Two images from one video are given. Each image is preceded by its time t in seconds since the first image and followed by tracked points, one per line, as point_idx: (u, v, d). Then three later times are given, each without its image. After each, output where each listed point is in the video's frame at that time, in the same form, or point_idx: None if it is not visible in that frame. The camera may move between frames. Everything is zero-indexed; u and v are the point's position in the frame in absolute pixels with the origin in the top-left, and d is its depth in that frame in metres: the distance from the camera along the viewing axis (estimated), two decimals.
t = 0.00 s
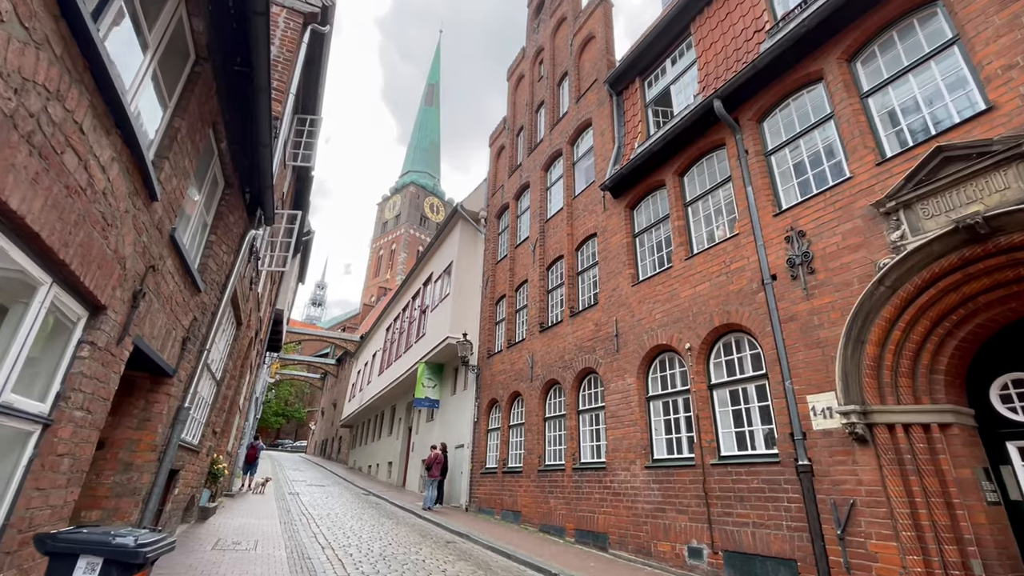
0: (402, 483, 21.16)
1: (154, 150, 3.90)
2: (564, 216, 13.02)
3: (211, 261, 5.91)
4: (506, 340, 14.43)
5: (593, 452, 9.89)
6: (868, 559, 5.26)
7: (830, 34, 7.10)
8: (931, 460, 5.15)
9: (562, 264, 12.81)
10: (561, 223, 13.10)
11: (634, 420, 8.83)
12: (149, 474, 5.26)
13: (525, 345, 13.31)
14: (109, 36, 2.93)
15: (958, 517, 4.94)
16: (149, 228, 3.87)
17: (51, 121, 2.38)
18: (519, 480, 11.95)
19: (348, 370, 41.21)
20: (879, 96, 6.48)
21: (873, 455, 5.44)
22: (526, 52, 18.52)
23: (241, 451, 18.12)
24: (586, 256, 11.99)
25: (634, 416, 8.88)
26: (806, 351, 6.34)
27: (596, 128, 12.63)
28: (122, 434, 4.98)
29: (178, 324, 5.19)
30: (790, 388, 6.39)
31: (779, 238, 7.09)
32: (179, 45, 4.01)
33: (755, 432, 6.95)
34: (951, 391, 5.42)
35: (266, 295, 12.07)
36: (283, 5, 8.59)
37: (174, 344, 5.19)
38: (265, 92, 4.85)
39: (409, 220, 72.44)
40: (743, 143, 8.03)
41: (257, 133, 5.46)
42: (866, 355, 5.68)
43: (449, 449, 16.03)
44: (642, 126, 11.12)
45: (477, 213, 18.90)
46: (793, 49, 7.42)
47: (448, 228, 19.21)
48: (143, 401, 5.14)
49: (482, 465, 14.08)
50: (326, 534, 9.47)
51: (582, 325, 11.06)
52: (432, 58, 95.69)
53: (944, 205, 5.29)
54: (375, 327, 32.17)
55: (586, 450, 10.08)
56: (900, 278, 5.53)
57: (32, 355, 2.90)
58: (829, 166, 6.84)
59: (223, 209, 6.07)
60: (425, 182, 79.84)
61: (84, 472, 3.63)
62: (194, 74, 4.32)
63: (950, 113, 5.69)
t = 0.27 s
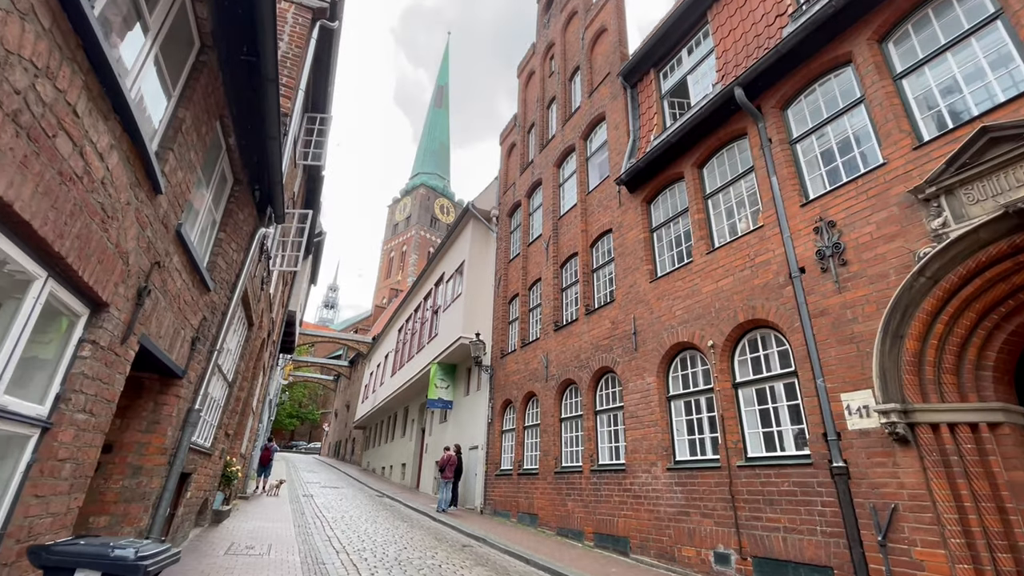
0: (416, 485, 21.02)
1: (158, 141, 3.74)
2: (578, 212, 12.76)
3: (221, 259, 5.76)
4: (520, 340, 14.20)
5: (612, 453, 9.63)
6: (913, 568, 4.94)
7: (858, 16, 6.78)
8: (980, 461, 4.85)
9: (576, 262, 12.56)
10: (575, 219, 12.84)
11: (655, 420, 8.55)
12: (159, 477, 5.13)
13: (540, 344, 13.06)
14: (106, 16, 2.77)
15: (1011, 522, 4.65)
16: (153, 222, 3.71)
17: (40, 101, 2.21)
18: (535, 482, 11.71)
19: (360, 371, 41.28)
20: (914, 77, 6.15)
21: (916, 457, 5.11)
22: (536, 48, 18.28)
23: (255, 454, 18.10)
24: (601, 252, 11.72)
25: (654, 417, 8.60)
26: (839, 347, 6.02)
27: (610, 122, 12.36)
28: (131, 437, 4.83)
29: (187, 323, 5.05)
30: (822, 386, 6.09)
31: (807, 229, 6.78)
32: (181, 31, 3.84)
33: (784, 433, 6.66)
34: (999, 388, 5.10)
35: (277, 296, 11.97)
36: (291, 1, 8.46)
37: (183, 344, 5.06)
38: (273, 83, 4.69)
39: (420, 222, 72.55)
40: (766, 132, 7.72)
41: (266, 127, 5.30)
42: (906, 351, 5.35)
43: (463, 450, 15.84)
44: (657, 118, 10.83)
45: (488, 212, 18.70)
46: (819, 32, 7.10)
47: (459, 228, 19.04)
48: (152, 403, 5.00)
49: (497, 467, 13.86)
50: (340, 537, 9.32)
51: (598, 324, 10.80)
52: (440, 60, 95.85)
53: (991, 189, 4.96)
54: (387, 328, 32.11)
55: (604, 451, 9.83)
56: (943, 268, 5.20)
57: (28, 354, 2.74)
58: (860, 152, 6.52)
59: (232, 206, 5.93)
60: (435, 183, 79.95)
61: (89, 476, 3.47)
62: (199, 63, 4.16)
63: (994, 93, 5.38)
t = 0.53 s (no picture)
0: (430, 487, 20.90)
1: (161, 132, 3.61)
2: (592, 208, 12.52)
3: (230, 257, 5.63)
4: (534, 339, 13.99)
5: (631, 454, 9.38)
6: None
7: None
8: None
9: (591, 259, 12.32)
10: (589, 216, 12.60)
11: (675, 420, 8.29)
12: (169, 480, 5.01)
13: (554, 343, 12.84)
14: None
15: None
16: (157, 216, 3.56)
17: (27, 78, 2.06)
18: (551, 484, 11.49)
19: (374, 373, 41.35)
20: (950, 57, 5.83)
21: (960, 458, 4.81)
22: (547, 44, 18.06)
23: (270, 456, 18.11)
24: (616, 249, 11.47)
25: (675, 416, 8.34)
26: (872, 342, 5.72)
27: (623, 115, 12.10)
28: (140, 438, 4.72)
29: (196, 322, 4.92)
30: (854, 383, 5.79)
31: (835, 219, 6.48)
32: (184, 17, 3.71)
33: (814, 432, 6.36)
34: None
35: (289, 296, 11.90)
36: None
37: (191, 344, 4.93)
38: (279, 73, 4.54)
39: (431, 224, 72.66)
40: (789, 119, 7.42)
41: (274, 120, 5.16)
42: (948, 345, 5.05)
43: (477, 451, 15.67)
44: (673, 110, 10.55)
45: (500, 211, 18.52)
46: (845, 14, 6.78)
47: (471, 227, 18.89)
48: (161, 404, 4.89)
49: (512, 468, 13.66)
50: (355, 540, 9.18)
51: (614, 321, 10.55)
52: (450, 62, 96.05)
53: None
54: (400, 329, 32.07)
55: (623, 452, 9.58)
56: (987, 257, 4.89)
57: (24, 352, 2.60)
58: (892, 137, 6.21)
59: (240, 202, 5.81)
60: (446, 184, 80.04)
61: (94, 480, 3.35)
62: (203, 52, 4.02)
63: None
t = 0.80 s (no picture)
0: (443, 489, 20.74)
1: (159, 120, 3.46)
2: (605, 205, 12.27)
3: (236, 254, 5.50)
4: (546, 339, 13.76)
5: (649, 456, 9.11)
6: None
7: None
8: None
9: (604, 256, 12.07)
10: (602, 212, 12.35)
11: (695, 420, 8.00)
12: (175, 483, 4.87)
13: (568, 343, 12.59)
14: None
15: None
16: (156, 208, 3.41)
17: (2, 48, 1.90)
18: (567, 486, 11.24)
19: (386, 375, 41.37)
20: (986, 34, 5.50)
21: (1008, 458, 4.49)
22: (556, 40, 17.85)
23: (283, 458, 18.08)
24: (630, 245, 11.20)
25: (694, 417, 8.05)
26: (907, 336, 5.41)
27: (636, 109, 11.83)
28: (145, 441, 4.58)
29: (201, 321, 4.78)
30: (888, 380, 5.48)
31: (863, 208, 6.17)
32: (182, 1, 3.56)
33: (844, 432, 6.05)
34: None
35: (300, 297, 11.82)
36: None
37: (196, 343, 4.79)
38: (283, 62, 4.38)
39: (442, 226, 72.77)
40: (812, 106, 7.12)
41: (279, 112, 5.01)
42: (992, 339, 4.74)
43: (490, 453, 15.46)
44: (688, 102, 10.28)
45: (511, 210, 18.32)
46: None
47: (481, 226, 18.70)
48: (166, 405, 4.75)
49: (526, 470, 13.43)
50: (367, 544, 9.01)
51: (630, 320, 10.29)
52: (458, 64, 96.29)
53: None
54: (411, 331, 32.00)
55: (640, 454, 9.32)
56: None
57: (11, 348, 2.44)
58: (924, 120, 5.90)
59: (246, 198, 5.67)
60: (456, 187, 80.13)
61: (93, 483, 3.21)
62: (204, 39, 3.88)
63: None
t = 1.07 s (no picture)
0: (456, 491, 20.57)
1: (155, 109, 3.31)
2: (617, 200, 12.01)
3: (241, 252, 5.36)
4: (559, 338, 13.52)
5: (668, 457, 8.84)
6: None
7: None
8: None
9: (618, 253, 11.80)
10: (614, 208, 12.09)
11: (716, 420, 7.72)
12: (181, 487, 4.74)
13: (581, 341, 12.35)
14: None
15: None
16: (152, 200, 3.27)
17: None
18: (582, 488, 11.00)
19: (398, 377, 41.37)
20: None
21: None
22: (565, 36, 17.62)
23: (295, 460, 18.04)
24: (645, 241, 10.93)
25: (715, 416, 7.77)
26: (944, 330, 5.11)
27: (648, 102, 11.56)
28: (149, 444, 4.44)
29: (205, 319, 4.65)
30: (923, 376, 5.18)
31: (893, 196, 5.86)
32: None
33: (876, 432, 5.76)
34: None
35: (310, 298, 11.71)
36: None
37: (200, 343, 4.66)
38: (285, 50, 4.23)
39: (452, 227, 72.81)
40: (836, 90, 6.82)
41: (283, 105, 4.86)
42: None
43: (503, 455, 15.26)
44: (703, 92, 9.99)
45: (521, 208, 18.11)
46: None
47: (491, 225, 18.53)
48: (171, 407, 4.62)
49: (540, 472, 13.20)
50: (379, 548, 8.85)
51: (645, 317, 10.02)
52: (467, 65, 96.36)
53: None
54: (422, 332, 31.94)
55: (658, 455, 9.06)
56: None
57: None
58: (959, 101, 5.60)
59: (251, 194, 5.53)
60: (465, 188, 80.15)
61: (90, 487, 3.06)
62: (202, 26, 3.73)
63: None
